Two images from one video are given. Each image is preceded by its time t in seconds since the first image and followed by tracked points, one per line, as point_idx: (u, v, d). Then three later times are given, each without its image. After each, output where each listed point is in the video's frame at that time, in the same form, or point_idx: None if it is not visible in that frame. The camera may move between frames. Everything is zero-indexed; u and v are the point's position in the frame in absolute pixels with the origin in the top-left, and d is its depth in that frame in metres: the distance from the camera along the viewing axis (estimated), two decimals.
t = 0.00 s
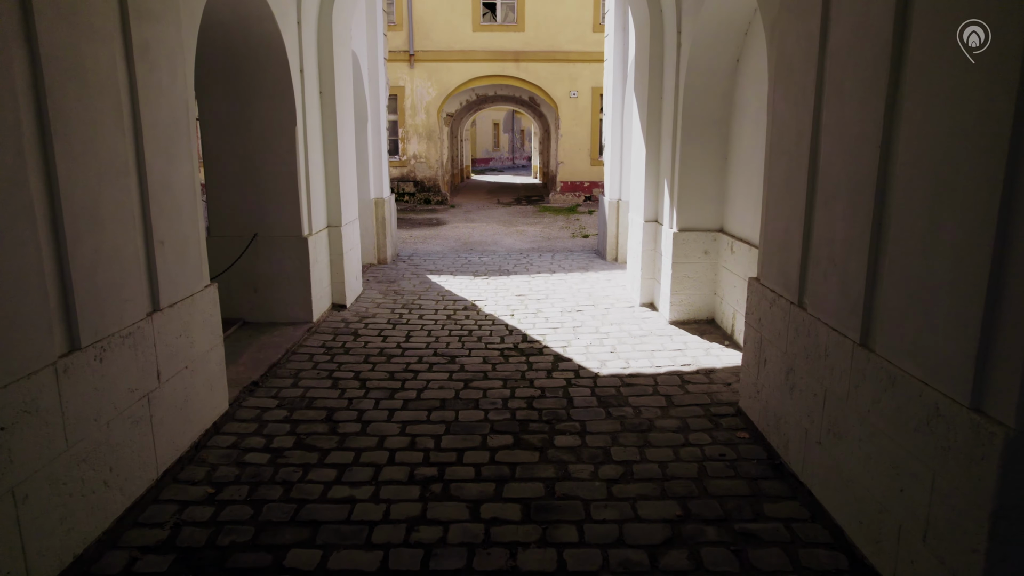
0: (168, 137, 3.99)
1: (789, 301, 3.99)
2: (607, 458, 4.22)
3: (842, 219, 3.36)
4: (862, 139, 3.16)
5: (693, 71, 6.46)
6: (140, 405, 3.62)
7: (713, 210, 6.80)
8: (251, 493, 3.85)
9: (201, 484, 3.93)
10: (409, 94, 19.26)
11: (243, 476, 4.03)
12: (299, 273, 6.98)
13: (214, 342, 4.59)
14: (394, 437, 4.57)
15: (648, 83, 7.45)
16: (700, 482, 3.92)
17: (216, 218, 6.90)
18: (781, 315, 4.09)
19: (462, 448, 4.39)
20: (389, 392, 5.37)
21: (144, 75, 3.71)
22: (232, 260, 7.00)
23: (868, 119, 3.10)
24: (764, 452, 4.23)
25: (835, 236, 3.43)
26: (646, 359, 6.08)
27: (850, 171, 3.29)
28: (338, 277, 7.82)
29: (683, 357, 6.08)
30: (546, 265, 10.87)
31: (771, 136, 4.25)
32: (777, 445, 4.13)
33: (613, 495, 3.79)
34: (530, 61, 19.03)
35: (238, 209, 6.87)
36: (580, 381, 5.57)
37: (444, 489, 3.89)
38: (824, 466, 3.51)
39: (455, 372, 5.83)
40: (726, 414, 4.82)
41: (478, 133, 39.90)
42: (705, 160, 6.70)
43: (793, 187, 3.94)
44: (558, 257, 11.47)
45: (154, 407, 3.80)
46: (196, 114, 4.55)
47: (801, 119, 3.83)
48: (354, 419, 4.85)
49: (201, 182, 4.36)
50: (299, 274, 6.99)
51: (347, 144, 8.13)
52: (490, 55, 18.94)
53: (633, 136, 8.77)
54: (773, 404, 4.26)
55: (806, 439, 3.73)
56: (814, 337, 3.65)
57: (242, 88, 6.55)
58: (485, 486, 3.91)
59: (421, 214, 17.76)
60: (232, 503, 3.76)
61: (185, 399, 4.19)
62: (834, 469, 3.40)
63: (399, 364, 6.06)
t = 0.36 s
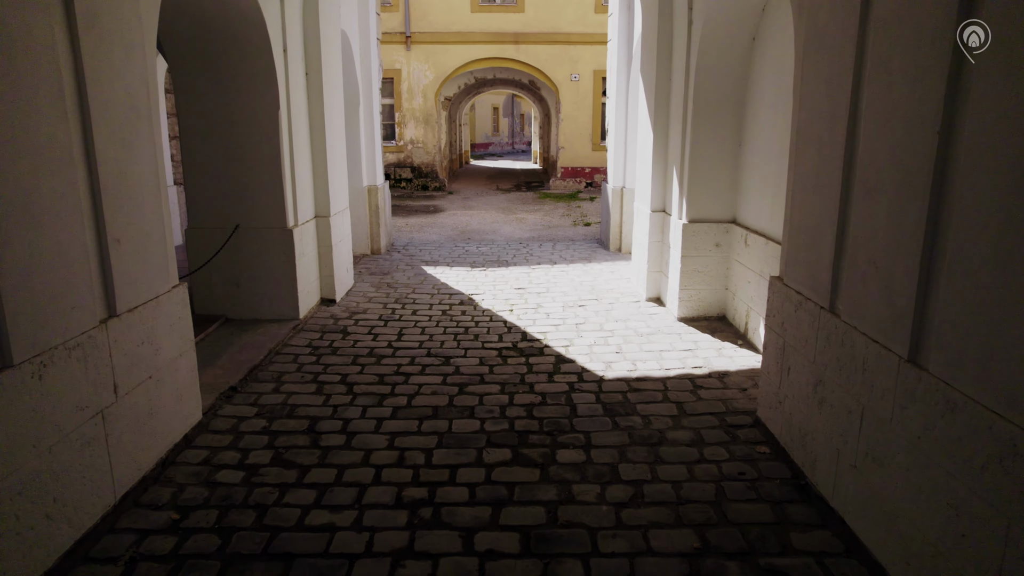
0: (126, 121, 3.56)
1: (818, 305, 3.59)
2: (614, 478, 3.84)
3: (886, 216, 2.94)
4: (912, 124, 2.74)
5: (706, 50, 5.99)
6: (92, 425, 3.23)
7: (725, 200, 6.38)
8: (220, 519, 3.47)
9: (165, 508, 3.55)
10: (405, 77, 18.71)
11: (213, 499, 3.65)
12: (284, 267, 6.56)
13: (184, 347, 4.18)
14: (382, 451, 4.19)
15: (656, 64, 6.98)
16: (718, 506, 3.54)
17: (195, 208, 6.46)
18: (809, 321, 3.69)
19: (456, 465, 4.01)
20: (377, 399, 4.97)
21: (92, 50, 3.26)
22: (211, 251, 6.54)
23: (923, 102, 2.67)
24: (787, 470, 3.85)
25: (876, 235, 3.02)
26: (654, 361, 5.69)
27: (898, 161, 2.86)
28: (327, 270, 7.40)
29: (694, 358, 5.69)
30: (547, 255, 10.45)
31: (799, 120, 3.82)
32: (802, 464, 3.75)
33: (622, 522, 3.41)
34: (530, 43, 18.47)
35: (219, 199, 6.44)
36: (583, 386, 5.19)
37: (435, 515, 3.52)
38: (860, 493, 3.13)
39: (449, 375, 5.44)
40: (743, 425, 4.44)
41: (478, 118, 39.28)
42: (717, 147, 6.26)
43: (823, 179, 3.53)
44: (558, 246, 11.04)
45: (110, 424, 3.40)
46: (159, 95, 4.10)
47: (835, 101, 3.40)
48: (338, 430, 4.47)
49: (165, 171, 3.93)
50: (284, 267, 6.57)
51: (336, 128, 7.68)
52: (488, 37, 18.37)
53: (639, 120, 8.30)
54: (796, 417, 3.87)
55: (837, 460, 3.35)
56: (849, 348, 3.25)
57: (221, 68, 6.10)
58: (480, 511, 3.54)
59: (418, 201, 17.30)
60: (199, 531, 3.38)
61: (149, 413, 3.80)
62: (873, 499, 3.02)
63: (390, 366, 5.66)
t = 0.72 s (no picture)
0: (70, 103, 3.14)
1: (853, 311, 3.20)
2: (622, 500, 3.47)
3: (943, 214, 2.54)
4: (980, 107, 2.33)
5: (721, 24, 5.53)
6: (32, 449, 2.84)
7: (739, 187, 5.96)
8: (183, 550, 3.10)
9: (122, 536, 3.18)
10: (402, 56, 18.14)
11: (176, 525, 3.28)
12: (268, 259, 6.15)
13: (148, 353, 3.79)
14: (367, 467, 3.82)
15: (666, 39, 6.51)
16: (739, 535, 3.17)
17: (171, 195, 6.03)
18: (841, 327, 3.30)
19: (448, 484, 3.64)
20: (364, 405, 4.59)
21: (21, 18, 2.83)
22: (189, 241, 6.13)
23: (996, 79, 2.25)
24: (813, 491, 3.48)
25: (928, 235, 2.62)
26: (663, 361, 5.31)
27: (959, 150, 2.45)
28: (314, 260, 6.99)
29: (706, 358, 5.30)
30: (547, 241, 10.03)
31: (832, 100, 3.39)
32: (830, 485, 3.39)
33: (633, 554, 3.05)
34: (530, 20, 17.86)
35: (197, 185, 6.01)
36: (587, 389, 4.81)
37: (424, 544, 3.15)
38: (901, 527, 2.77)
39: (442, 377, 5.05)
40: (762, 436, 4.06)
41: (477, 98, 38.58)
42: (730, 129, 5.83)
43: (862, 168, 3.11)
44: (559, 233, 10.62)
45: (54, 446, 3.01)
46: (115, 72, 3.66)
47: (876, 79, 2.98)
48: (320, 442, 4.09)
49: (121, 157, 3.51)
50: (267, 258, 6.16)
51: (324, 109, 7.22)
52: (487, 14, 17.76)
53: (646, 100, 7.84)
54: (825, 432, 3.49)
55: (874, 486, 2.98)
56: (890, 362, 2.87)
57: (196, 44, 5.67)
58: (474, 540, 3.17)
59: (415, 183, 16.83)
60: (158, 564, 3.01)
61: (107, 429, 3.42)
62: (918, 536, 2.65)
63: (379, 366, 5.28)
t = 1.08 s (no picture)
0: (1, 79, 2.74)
1: (897, 316, 2.82)
2: (633, 523, 3.14)
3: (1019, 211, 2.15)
4: None
5: None
6: None
7: (755, 170, 5.55)
8: None
9: (74, 568, 2.84)
10: (398, 30, 17.56)
11: (137, 554, 2.94)
12: (251, 246, 5.76)
13: (108, 358, 3.42)
14: (353, 482, 3.48)
15: (678, 9, 6.04)
16: (765, 567, 2.83)
17: (144, 178, 5.61)
18: (883, 333, 2.92)
19: (441, 503, 3.31)
20: (351, 409, 4.24)
21: None
22: (166, 228, 5.72)
23: None
24: (845, 513, 3.14)
25: (1001, 236, 2.23)
26: (674, 357, 4.94)
27: None
28: (302, 247, 6.59)
29: (719, 355, 4.94)
30: (548, 224, 9.61)
31: (875, 75, 2.97)
32: (866, 508, 3.04)
33: None
34: None
35: (173, 167, 5.59)
36: (593, 391, 4.45)
37: None
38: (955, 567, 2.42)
39: (436, 377, 4.69)
40: (784, 446, 3.72)
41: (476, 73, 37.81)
42: (747, 107, 5.41)
43: (912, 153, 2.71)
44: (561, 214, 10.20)
45: None
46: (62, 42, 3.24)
47: (930, 51, 2.58)
48: (302, 452, 3.75)
49: (71, 140, 3.12)
50: (250, 246, 5.76)
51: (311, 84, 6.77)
52: None
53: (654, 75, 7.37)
54: (858, 449, 3.14)
55: (919, 516, 2.64)
56: (944, 379, 2.50)
57: (168, 14, 5.22)
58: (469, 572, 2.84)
59: (412, 162, 16.33)
60: None
61: (58, 445, 3.06)
62: None
63: (368, 363, 4.92)
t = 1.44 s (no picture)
0: None
1: (950, 326, 2.47)
2: (646, 550, 2.83)
3: None
4: None
5: None
6: None
7: (773, 149, 5.16)
8: None
9: None
10: None
11: None
12: (232, 231, 5.38)
13: (61, 365, 3.07)
14: (336, 500, 3.17)
15: None
16: None
17: (115, 157, 5.20)
18: (930, 344, 2.58)
19: (433, 526, 3.00)
20: (337, 413, 3.91)
21: None
22: (140, 211, 5.33)
23: None
24: (880, 539, 2.83)
25: None
26: (685, 353, 4.61)
27: None
28: (288, 230, 6.21)
29: (734, 351, 4.59)
30: (549, 203, 9.22)
31: (930, 47, 2.57)
32: (905, 536, 2.73)
33: None
34: None
35: (146, 146, 5.18)
36: (598, 392, 4.12)
37: None
38: None
39: (430, 376, 4.36)
40: (809, 458, 3.40)
41: (475, 44, 36.97)
42: (766, 81, 4.99)
43: (975, 138, 2.33)
44: (562, 193, 9.78)
45: None
46: None
47: (977, 27, 2.32)
48: (282, 464, 3.43)
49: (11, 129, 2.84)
50: (232, 231, 5.39)
51: (297, 56, 6.33)
52: None
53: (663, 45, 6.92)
54: (897, 468, 2.81)
55: (973, 555, 2.32)
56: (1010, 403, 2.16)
57: None
58: None
59: (408, 136, 15.83)
60: None
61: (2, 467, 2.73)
62: None
63: (357, 360, 4.57)
